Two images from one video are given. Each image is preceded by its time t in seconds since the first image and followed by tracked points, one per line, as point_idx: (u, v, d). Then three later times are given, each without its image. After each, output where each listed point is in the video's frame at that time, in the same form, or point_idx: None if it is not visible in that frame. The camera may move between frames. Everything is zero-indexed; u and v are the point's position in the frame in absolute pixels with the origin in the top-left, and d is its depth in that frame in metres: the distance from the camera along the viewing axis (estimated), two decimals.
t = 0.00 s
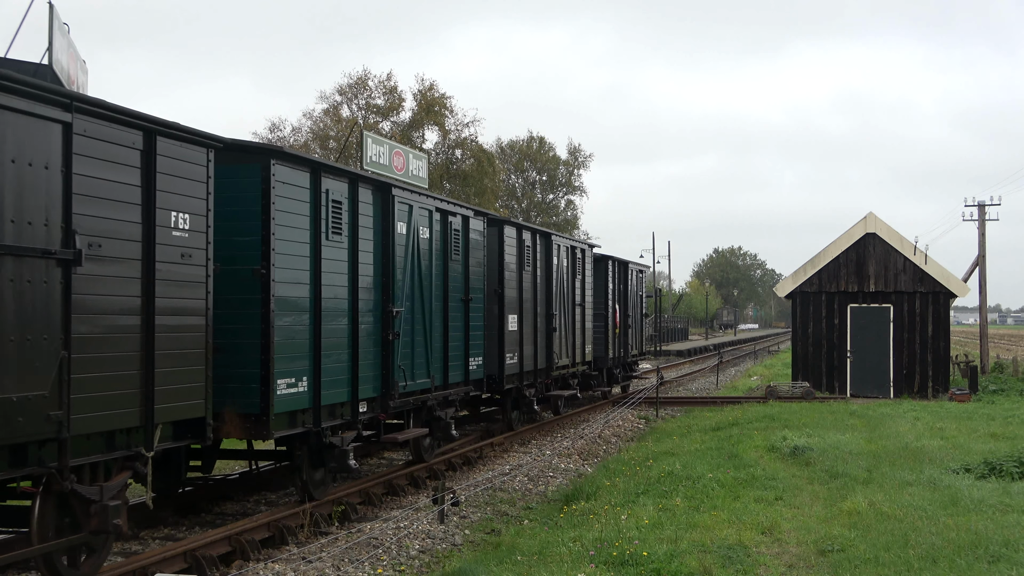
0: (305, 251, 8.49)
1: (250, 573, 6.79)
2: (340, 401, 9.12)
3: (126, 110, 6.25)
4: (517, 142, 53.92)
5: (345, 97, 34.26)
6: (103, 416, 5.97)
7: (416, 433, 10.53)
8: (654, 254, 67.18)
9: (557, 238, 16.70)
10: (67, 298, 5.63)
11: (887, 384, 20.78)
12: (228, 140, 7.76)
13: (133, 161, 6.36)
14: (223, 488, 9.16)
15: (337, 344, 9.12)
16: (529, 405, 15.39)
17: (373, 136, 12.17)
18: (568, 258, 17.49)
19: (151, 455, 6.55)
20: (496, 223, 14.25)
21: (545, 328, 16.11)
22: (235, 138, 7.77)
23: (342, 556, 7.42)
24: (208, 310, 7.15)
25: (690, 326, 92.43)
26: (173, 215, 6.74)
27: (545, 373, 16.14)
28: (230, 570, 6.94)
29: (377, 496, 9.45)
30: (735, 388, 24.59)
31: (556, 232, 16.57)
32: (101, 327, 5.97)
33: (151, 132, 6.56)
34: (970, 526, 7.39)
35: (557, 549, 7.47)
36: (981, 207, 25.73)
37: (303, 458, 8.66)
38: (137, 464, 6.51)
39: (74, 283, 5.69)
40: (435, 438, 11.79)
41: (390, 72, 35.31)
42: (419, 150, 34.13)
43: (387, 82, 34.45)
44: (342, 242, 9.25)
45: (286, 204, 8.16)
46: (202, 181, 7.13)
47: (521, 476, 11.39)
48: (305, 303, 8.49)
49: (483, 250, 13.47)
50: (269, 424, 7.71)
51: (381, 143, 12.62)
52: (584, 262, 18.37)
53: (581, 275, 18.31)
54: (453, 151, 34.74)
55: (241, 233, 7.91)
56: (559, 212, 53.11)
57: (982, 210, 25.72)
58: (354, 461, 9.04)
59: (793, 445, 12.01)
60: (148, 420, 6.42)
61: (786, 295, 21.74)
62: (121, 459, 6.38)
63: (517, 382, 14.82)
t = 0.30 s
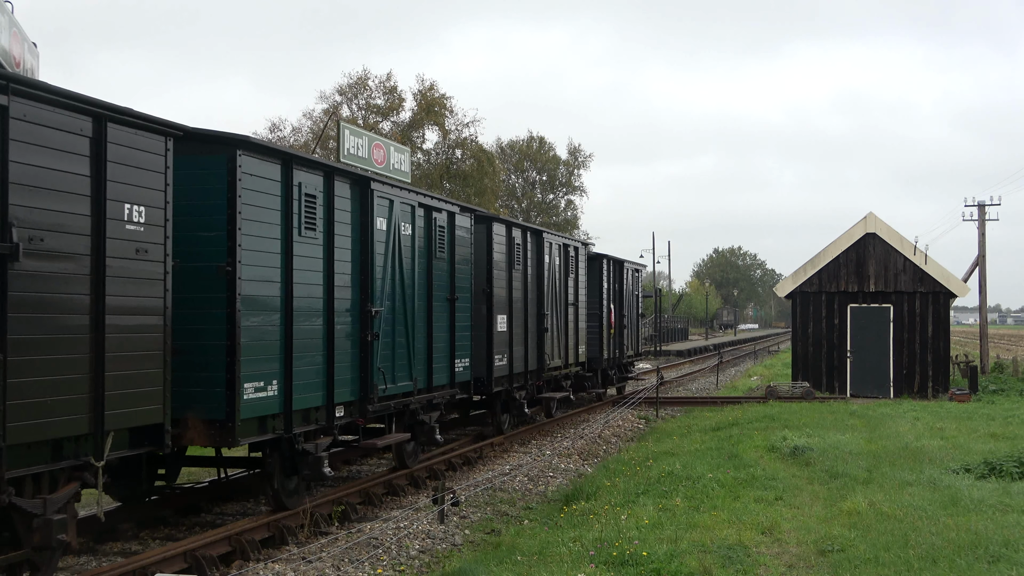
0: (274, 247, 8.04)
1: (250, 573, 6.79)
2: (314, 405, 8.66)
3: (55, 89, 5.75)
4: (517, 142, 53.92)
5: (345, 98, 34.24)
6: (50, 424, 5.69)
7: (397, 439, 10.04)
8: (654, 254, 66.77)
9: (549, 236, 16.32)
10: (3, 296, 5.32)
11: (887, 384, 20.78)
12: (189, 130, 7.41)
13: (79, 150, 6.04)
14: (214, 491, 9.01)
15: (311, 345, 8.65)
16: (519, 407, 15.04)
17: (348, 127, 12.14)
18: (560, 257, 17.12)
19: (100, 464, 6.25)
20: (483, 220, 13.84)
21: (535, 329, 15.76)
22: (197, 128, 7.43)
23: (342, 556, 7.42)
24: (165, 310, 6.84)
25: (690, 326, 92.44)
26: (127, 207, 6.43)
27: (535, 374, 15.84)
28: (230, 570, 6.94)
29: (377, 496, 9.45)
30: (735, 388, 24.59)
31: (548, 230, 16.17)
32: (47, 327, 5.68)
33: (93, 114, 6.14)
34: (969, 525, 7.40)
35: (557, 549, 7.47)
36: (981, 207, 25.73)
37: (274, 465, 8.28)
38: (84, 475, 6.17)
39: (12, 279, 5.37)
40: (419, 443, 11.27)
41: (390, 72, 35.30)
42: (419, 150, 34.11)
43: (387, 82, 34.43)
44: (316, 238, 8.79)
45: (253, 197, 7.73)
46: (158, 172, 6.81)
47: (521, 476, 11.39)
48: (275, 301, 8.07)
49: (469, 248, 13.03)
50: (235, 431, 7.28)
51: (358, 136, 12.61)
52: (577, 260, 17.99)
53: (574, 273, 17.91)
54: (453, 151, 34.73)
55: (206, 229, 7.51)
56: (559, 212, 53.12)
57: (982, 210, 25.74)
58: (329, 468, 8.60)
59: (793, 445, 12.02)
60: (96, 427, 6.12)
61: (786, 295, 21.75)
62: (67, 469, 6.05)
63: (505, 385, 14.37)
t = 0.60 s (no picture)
0: (234, 241, 7.51)
1: (250, 573, 6.80)
2: (281, 410, 8.16)
3: None
4: (517, 142, 53.92)
5: (345, 98, 34.23)
6: None
7: (374, 444, 9.57)
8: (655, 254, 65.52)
9: (538, 233, 15.89)
10: None
11: (887, 384, 20.79)
12: (140, 115, 6.93)
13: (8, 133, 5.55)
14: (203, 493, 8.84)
15: (277, 347, 8.13)
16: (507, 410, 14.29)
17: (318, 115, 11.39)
18: (551, 255, 16.71)
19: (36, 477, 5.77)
20: (469, 217, 13.36)
21: (524, 331, 15.32)
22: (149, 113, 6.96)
23: (342, 556, 7.43)
24: (111, 309, 6.32)
25: (690, 327, 92.47)
26: (64, 197, 5.94)
27: (524, 376, 15.42)
28: (230, 570, 6.94)
29: (377, 496, 9.45)
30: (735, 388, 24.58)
31: (537, 227, 15.73)
32: None
33: (19, 92, 5.60)
34: (969, 526, 7.40)
35: (557, 549, 7.47)
36: (981, 208, 25.74)
37: (237, 474, 7.79)
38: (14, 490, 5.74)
39: None
40: (398, 449, 10.77)
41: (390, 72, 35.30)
42: (419, 150, 34.11)
43: (387, 82, 34.44)
44: (281, 232, 8.25)
45: (210, 188, 7.22)
46: (102, 160, 6.31)
47: (521, 476, 11.39)
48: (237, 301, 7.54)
49: (454, 245, 12.52)
50: (190, 439, 6.85)
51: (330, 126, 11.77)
52: (569, 258, 17.56)
53: (565, 272, 17.45)
54: (453, 151, 34.71)
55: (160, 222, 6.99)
56: (559, 212, 53.13)
57: (982, 210, 25.74)
58: (296, 478, 8.24)
59: (793, 445, 12.02)
60: (28, 437, 5.64)
61: (785, 295, 21.75)
62: None
63: (492, 387, 13.86)
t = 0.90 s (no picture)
0: (195, 234, 7.01)
1: (250, 573, 6.80)
2: (248, 416, 7.66)
3: None
4: (517, 142, 53.89)
5: (345, 98, 34.21)
6: None
7: (351, 450, 9.06)
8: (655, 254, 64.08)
9: (529, 230, 15.43)
10: None
11: (887, 384, 20.79)
12: (88, 101, 6.49)
13: None
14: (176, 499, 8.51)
15: (244, 348, 7.64)
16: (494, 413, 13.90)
17: (289, 103, 10.83)
18: (542, 254, 16.27)
19: None
20: (455, 212, 12.88)
21: (513, 332, 14.85)
22: (101, 98, 6.51)
23: (343, 556, 7.43)
24: (56, 307, 6.07)
25: (689, 327, 92.46)
26: (5, 187, 5.66)
27: (513, 379, 14.98)
28: (230, 570, 6.95)
29: (377, 496, 9.46)
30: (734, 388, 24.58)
31: (528, 224, 15.27)
32: None
33: None
34: (969, 526, 7.40)
35: (557, 549, 7.47)
36: (981, 207, 25.73)
37: (199, 484, 7.26)
38: None
39: None
40: (379, 455, 10.24)
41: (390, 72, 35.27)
42: (419, 150, 34.10)
43: (387, 82, 34.43)
44: (248, 227, 7.73)
45: (167, 179, 6.73)
46: (44, 148, 5.99)
47: (521, 476, 11.39)
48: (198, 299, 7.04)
49: (438, 241, 12.00)
50: (144, 448, 6.39)
51: (303, 115, 11.15)
52: (561, 256, 17.11)
53: (557, 271, 16.98)
54: (453, 151, 34.69)
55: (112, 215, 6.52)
56: (559, 212, 53.14)
57: (982, 210, 25.74)
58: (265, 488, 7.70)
59: (793, 445, 12.02)
60: None
61: (786, 295, 21.74)
62: None
63: (480, 389, 13.38)
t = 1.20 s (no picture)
0: (144, 226, 6.46)
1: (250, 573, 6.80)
2: (206, 423, 7.09)
3: None
4: (517, 142, 53.90)
5: (345, 98, 34.20)
6: None
7: (320, 458, 8.46)
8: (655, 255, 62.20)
9: (518, 227, 14.88)
10: None
11: (887, 384, 20.79)
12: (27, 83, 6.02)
13: None
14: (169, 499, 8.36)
15: (203, 350, 7.08)
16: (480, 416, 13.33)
17: (253, 90, 10.73)
18: (533, 252, 15.72)
19: None
20: (438, 208, 12.34)
21: (501, 332, 14.31)
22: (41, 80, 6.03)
23: (342, 556, 7.43)
24: None
25: (689, 327, 92.47)
26: None
27: (502, 381, 14.42)
28: (230, 570, 6.94)
29: (377, 496, 9.46)
30: (734, 388, 24.57)
31: (517, 220, 14.71)
32: None
33: None
34: (970, 525, 7.39)
35: (557, 549, 7.47)
36: (981, 207, 25.73)
37: (152, 497, 6.72)
38: None
39: None
40: (354, 462, 9.65)
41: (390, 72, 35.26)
42: (419, 150, 34.10)
43: (387, 82, 34.41)
44: (206, 220, 7.18)
45: (112, 167, 6.21)
46: None
47: (521, 476, 11.39)
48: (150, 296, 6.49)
49: (419, 238, 11.44)
50: (84, 458, 5.86)
51: (268, 102, 11.11)
52: (553, 254, 16.58)
53: (548, 269, 16.46)
54: (453, 151, 34.68)
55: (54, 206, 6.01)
56: (559, 212, 53.15)
57: (982, 210, 25.74)
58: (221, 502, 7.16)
59: (793, 445, 12.02)
60: None
61: (786, 295, 21.74)
62: None
63: (464, 393, 12.82)
